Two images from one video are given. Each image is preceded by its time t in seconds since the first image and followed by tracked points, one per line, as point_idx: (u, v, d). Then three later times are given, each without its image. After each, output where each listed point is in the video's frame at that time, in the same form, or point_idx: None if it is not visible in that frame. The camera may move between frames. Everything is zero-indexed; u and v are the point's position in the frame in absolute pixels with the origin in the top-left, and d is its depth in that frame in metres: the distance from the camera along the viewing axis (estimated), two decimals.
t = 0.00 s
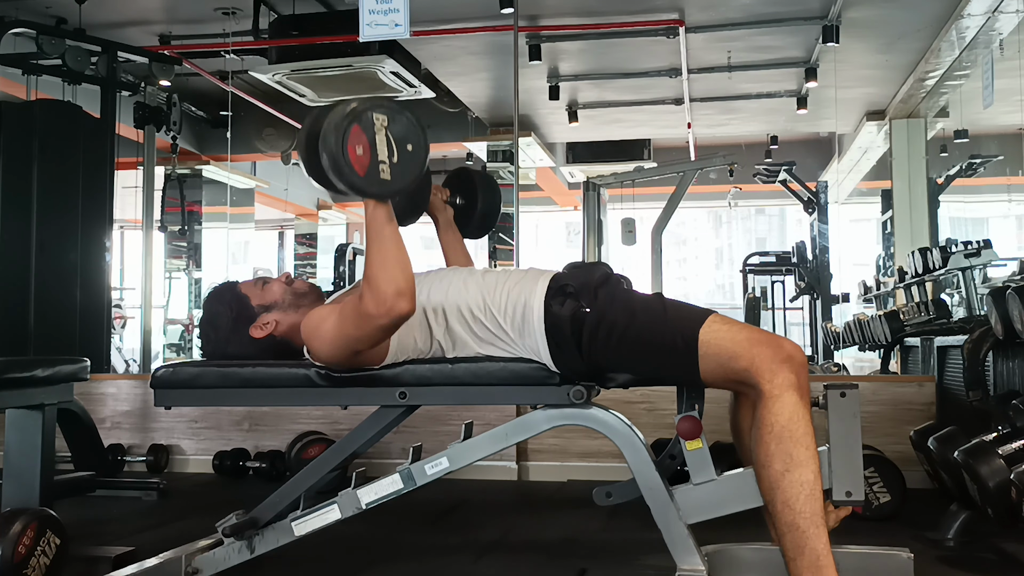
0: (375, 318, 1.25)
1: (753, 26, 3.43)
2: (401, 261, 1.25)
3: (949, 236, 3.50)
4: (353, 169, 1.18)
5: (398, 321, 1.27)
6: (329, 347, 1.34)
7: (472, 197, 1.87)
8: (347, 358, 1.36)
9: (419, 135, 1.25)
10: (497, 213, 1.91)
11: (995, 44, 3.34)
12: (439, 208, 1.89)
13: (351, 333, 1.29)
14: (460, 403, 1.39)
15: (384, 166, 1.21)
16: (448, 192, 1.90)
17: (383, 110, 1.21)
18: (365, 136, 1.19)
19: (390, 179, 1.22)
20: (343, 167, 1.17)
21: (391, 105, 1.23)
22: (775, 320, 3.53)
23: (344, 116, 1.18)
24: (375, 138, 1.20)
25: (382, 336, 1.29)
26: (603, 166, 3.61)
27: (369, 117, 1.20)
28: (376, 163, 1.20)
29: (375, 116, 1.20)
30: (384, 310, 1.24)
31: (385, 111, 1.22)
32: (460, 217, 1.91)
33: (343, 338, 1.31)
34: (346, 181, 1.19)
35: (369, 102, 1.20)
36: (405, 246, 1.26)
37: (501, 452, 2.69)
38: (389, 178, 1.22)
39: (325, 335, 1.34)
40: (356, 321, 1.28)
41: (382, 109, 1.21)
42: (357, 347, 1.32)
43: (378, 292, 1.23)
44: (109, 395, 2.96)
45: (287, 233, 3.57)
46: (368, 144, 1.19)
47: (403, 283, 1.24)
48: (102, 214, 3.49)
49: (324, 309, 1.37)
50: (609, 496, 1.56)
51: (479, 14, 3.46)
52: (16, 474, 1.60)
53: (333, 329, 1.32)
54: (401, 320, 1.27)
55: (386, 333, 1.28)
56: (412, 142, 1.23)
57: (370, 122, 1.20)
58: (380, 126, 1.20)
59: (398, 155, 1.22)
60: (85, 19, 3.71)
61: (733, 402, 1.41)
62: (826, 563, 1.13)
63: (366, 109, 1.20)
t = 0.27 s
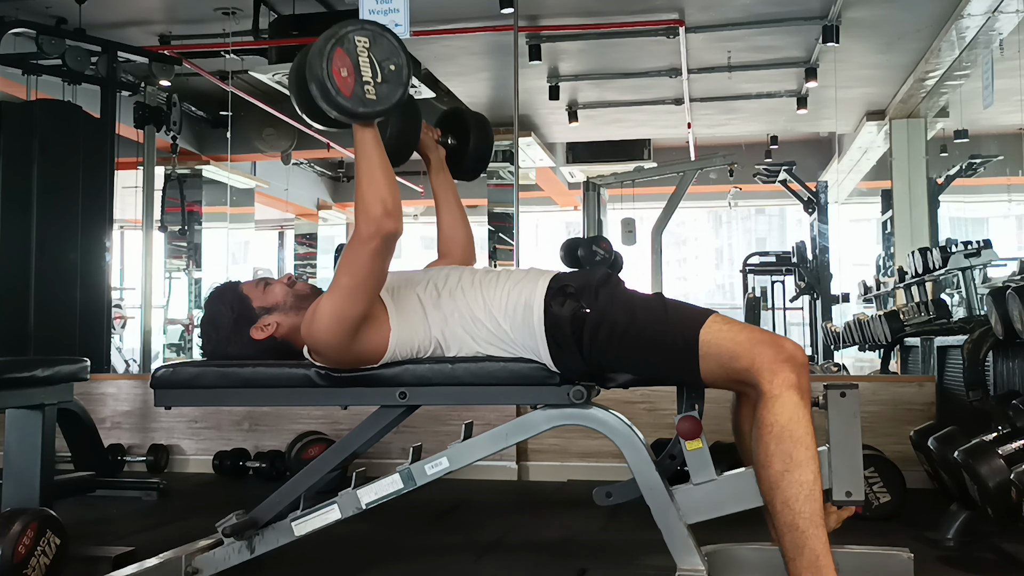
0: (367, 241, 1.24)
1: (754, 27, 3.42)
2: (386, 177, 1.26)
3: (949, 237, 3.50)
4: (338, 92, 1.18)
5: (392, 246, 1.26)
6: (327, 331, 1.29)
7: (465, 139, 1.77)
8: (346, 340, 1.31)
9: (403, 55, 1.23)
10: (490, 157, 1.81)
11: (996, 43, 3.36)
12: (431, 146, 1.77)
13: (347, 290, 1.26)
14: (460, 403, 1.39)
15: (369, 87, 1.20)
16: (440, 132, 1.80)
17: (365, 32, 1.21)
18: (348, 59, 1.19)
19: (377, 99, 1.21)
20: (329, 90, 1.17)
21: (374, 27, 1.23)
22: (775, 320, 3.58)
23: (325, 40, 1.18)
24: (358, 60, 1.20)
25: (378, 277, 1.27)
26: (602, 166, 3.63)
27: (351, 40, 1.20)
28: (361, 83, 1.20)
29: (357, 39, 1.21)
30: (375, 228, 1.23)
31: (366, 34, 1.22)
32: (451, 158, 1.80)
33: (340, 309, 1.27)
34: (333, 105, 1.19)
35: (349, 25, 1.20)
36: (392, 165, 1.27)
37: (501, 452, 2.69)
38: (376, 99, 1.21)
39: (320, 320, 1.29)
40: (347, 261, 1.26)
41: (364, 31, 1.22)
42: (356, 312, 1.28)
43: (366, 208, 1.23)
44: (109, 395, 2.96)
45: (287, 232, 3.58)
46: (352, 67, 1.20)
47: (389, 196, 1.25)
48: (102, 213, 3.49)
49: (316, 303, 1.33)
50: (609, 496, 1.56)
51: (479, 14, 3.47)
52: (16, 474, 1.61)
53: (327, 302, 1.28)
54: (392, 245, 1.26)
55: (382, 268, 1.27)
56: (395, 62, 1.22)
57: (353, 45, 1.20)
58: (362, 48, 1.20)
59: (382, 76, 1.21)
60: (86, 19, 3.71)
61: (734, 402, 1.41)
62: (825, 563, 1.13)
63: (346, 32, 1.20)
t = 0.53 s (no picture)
0: (349, 197, 1.29)
1: (755, 26, 3.48)
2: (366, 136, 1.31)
3: (949, 237, 3.50)
4: (329, 43, 1.20)
5: (373, 200, 1.31)
6: (325, 314, 1.29)
7: (442, 94, 1.78)
8: (346, 325, 1.31)
9: (394, 10, 1.25)
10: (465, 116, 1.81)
11: (995, 43, 3.38)
12: (408, 100, 1.76)
13: (339, 259, 1.28)
14: (460, 403, 1.39)
15: (359, 40, 1.22)
16: (417, 88, 1.79)
17: None
18: (340, 12, 1.20)
19: (366, 52, 1.24)
20: (320, 41, 1.19)
21: None
22: (775, 321, 3.46)
23: None
24: (350, 13, 1.21)
25: (366, 240, 1.30)
26: (603, 166, 3.51)
27: None
28: (351, 36, 1.22)
29: None
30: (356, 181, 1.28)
31: None
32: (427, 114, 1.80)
33: (336, 285, 1.28)
34: (324, 55, 1.21)
35: None
36: (377, 125, 1.32)
37: (501, 452, 2.69)
38: (366, 52, 1.23)
39: (317, 306, 1.29)
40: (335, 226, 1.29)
41: None
42: (352, 285, 1.29)
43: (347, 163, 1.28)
44: (109, 395, 2.96)
45: (287, 233, 3.53)
46: (344, 19, 1.21)
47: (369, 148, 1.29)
48: (101, 213, 3.49)
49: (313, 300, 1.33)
50: (609, 496, 1.56)
51: (479, 14, 3.47)
52: (17, 473, 1.61)
53: (321, 281, 1.29)
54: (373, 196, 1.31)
55: (368, 228, 1.30)
56: (387, 17, 1.24)
57: None
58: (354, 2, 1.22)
59: (374, 29, 1.23)
60: (86, 19, 3.71)
61: (734, 402, 1.41)
62: (825, 562, 1.13)
63: None
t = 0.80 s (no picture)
0: (345, 182, 1.31)
1: (757, 26, 3.48)
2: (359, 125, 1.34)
3: (949, 237, 3.50)
4: (329, 32, 1.23)
5: (366, 185, 1.34)
6: (325, 302, 1.29)
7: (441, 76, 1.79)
8: (347, 314, 1.31)
9: (390, 3, 1.30)
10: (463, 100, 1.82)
11: (995, 43, 3.39)
12: (406, 81, 1.77)
13: (337, 244, 1.29)
14: (460, 403, 1.39)
15: (358, 30, 1.26)
16: (417, 69, 1.80)
17: None
18: (341, 1, 1.24)
19: (364, 42, 1.27)
20: (320, 29, 1.22)
21: None
22: (775, 320, 3.45)
23: None
24: (350, 4, 1.25)
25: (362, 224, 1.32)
26: (603, 166, 3.50)
27: None
28: (350, 27, 1.26)
29: None
30: (353, 164, 1.31)
31: None
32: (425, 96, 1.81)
33: (336, 271, 1.29)
34: (323, 44, 1.24)
35: None
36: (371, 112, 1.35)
37: (501, 452, 2.69)
38: (363, 43, 1.27)
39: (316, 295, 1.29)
40: (332, 212, 1.31)
41: None
42: (351, 271, 1.30)
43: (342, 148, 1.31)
44: (109, 395, 2.96)
45: (287, 232, 3.50)
46: (343, 9, 1.25)
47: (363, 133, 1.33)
48: (102, 213, 3.49)
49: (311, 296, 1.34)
50: (609, 496, 1.56)
51: (478, 14, 3.47)
52: (17, 473, 1.61)
53: (320, 268, 1.30)
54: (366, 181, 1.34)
55: (364, 213, 1.33)
56: (384, 9, 1.29)
57: None
58: None
59: (371, 20, 1.27)
60: (86, 19, 3.71)
61: (733, 403, 1.40)
62: (824, 562, 1.13)
63: None
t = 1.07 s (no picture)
0: (367, 235, 1.25)
1: (756, 27, 3.43)
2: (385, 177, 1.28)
3: (949, 236, 3.50)
4: (333, 83, 1.18)
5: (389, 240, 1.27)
6: (326, 326, 1.28)
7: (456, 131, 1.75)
8: (345, 339, 1.30)
9: (400, 49, 1.23)
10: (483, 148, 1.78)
11: (995, 44, 3.36)
12: (423, 140, 1.77)
13: (348, 288, 1.26)
14: (460, 403, 1.39)
15: (364, 80, 1.20)
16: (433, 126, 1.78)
17: (361, 26, 1.21)
18: (344, 51, 1.19)
19: (372, 92, 1.21)
20: (323, 81, 1.17)
21: (370, 20, 1.22)
22: (775, 320, 3.57)
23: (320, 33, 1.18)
24: (354, 52, 1.19)
25: (376, 276, 1.27)
26: (602, 166, 3.58)
27: (348, 32, 1.20)
28: (356, 76, 1.20)
29: (353, 32, 1.20)
30: (374, 218, 1.24)
31: (362, 27, 1.21)
32: (444, 153, 1.78)
33: (341, 305, 1.27)
34: (328, 98, 1.18)
35: (346, 18, 1.20)
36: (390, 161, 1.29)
37: (501, 452, 2.69)
38: (372, 93, 1.21)
39: (319, 313, 1.29)
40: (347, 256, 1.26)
41: (360, 24, 1.21)
42: (355, 310, 1.28)
43: (365, 201, 1.25)
44: (109, 395, 2.96)
45: (287, 232, 3.57)
46: (348, 59, 1.19)
47: (389, 191, 1.26)
48: (102, 214, 3.49)
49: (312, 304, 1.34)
50: (609, 496, 1.56)
51: (479, 13, 3.47)
52: (17, 474, 1.60)
53: (329, 295, 1.28)
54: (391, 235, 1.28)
55: (380, 265, 1.27)
56: (391, 56, 1.22)
57: (349, 37, 1.20)
58: (358, 41, 1.20)
59: (378, 69, 1.21)
60: (86, 19, 3.71)
61: (733, 402, 1.40)
62: (821, 562, 1.13)
63: (343, 24, 1.20)
